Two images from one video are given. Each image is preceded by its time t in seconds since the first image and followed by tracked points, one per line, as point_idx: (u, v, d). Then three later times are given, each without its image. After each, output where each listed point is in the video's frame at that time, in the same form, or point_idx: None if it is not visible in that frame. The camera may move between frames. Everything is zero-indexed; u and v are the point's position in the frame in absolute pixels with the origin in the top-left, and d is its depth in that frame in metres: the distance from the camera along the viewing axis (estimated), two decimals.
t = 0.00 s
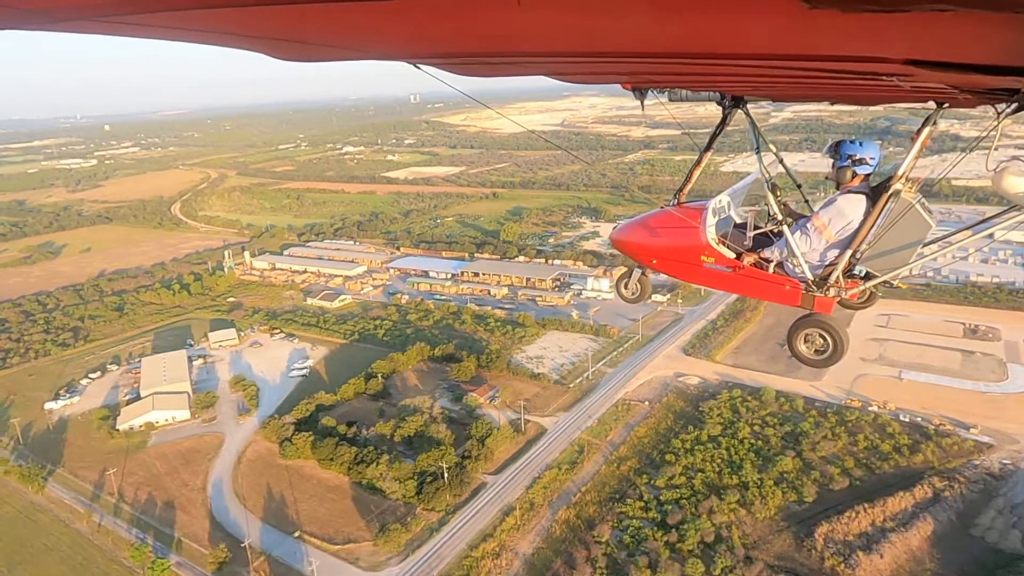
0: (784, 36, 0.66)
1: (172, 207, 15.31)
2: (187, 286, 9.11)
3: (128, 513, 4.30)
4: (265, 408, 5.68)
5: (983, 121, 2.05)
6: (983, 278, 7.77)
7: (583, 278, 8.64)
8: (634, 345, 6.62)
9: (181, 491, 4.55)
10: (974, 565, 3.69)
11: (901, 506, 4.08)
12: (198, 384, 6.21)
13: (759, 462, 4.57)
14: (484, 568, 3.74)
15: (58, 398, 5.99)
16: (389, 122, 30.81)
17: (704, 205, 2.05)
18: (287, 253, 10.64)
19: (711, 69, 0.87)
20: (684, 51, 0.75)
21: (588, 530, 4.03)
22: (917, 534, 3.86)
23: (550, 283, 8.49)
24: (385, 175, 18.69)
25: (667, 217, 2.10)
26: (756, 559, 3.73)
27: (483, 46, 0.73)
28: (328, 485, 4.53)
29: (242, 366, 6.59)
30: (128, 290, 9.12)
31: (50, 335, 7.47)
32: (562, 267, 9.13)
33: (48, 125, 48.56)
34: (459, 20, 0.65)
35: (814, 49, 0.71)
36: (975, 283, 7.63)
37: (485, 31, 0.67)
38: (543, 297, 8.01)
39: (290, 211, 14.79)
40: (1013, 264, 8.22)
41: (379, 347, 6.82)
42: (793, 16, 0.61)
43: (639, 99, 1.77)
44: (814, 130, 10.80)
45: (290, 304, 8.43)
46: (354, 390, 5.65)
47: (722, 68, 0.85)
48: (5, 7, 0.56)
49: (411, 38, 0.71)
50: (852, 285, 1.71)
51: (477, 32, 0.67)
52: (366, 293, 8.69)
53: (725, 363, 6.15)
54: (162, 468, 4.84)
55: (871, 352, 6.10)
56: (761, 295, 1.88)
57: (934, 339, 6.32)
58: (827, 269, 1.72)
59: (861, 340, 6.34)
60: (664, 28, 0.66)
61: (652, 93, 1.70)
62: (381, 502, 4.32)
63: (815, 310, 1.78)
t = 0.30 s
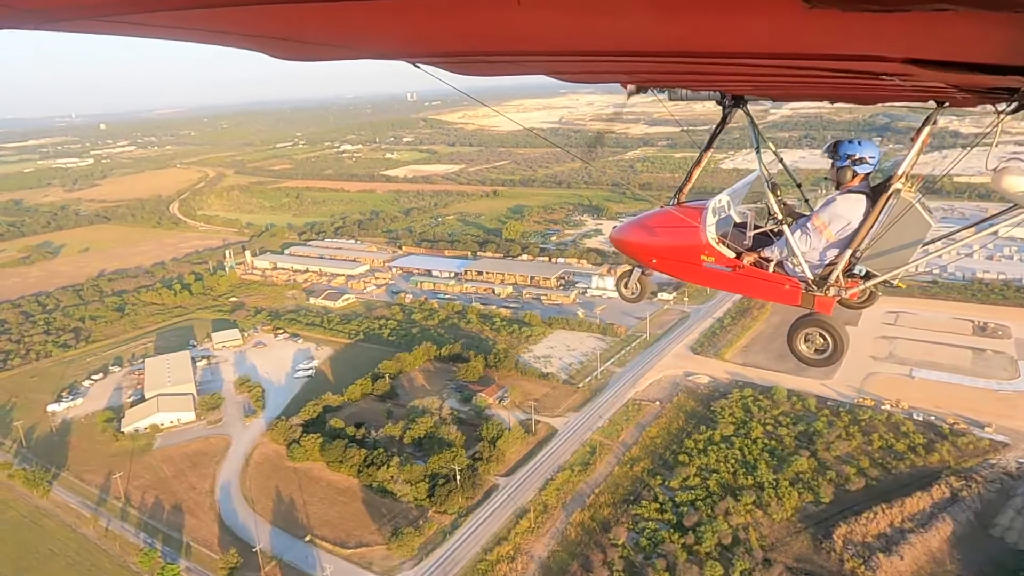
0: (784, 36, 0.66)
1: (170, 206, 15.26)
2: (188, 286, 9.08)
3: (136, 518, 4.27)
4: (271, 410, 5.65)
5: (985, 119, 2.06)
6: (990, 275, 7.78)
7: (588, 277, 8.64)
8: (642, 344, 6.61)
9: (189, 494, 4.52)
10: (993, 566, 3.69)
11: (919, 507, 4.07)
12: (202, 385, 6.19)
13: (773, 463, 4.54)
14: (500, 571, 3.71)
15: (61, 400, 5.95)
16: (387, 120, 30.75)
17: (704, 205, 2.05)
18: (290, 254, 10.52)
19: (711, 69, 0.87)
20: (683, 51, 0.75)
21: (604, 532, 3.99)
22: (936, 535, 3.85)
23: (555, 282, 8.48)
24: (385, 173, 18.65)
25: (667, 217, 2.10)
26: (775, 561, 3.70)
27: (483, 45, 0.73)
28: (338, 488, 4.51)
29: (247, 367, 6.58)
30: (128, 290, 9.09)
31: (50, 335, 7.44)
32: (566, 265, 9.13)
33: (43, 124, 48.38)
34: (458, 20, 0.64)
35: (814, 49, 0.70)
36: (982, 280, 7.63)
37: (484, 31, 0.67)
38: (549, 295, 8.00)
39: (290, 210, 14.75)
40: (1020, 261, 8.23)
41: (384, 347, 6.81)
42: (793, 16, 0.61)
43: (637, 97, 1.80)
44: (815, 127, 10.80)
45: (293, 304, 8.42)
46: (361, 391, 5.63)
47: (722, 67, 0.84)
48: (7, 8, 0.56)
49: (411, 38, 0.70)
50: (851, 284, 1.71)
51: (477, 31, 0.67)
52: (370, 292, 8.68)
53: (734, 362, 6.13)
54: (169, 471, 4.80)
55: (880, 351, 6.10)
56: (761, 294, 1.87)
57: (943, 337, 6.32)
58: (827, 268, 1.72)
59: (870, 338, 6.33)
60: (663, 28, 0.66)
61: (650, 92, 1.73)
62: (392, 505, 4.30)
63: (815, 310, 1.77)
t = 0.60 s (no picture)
0: (783, 36, 0.66)
1: (169, 206, 15.22)
2: (189, 286, 9.06)
3: (144, 522, 4.21)
4: (277, 412, 5.60)
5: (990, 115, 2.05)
6: (996, 273, 7.78)
7: (593, 276, 8.63)
8: (650, 343, 6.58)
9: (197, 499, 4.46)
10: (1014, 567, 3.63)
11: (938, 508, 4.00)
12: (206, 386, 6.16)
13: (788, 464, 4.49)
14: None
15: (64, 403, 5.92)
16: (385, 119, 30.69)
17: (704, 205, 2.04)
18: (290, 250, 10.66)
19: (711, 69, 0.86)
20: (682, 50, 0.74)
21: (620, 535, 3.94)
22: (957, 536, 3.78)
23: (560, 281, 8.46)
24: (384, 172, 18.61)
25: (667, 217, 2.09)
26: (794, 564, 3.64)
27: (481, 46, 0.72)
28: (348, 491, 4.44)
29: (251, 368, 6.55)
30: (129, 291, 9.06)
31: (51, 337, 7.41)
32: (570, 264, 9.11)
33: (39, 124, 48.25)
34: (457, 20, 0.64)
35: (814, 49, 0.70)
36: (988, 278, 7.62)
37: (483, 32, 0.67)
38: (554, 294, 7.99)
39: (290, 209, 14.72)
40: None
41: (390, 348, 6.78)
42: (792, 16, 0.60)
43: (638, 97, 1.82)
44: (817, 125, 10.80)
45: (296, 304, 8.40)
46: (369, 392, 5.59)
47: (722, 67, 0.84)
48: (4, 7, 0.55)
49: (409, 38, 0.70)
50: (851, 284, 1.70)
51: (475, 32, 0.67)
52: (373, 291, 8.68)
53: (744, 361, 6.10)
54: (176, 475, 4.74)
55: (891, 349, 6.06)
56: (761, 295, 1.86)
57: (953, 335, 6.30)
58: (827, 268, 1.71)
59: (880, 336, 6.31)
60: (662, 29, 0.65)
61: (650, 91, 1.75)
62: (404, 509, 4.24)
63: (814, 310, 1.75)
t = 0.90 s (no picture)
0: (782, 37, 0.65)
1: (168, 205, 15.17)
2: (190, 286, 9.03)
3: (151, 528, 4.16)
4: (283, 414, 5.58)
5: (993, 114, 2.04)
6: (1002, 270, 7.79)
7: (597, 275, 8.63)
8: (658, 343, 6.56)
9: (205, 502, 4.42)
10: None
11: (957, 509, 3.98)
12: (211, 388, 6.13)
13: (803, 465, 4.47)
14: None
15: (67, 406, 5.88)
16: (383, 118, 30.66)
17: (704, 205, 2.03)
18: (291, 250, 10.67)
19: (710, 69, 0.85)
20: (681, 51, 0.74)
21: (635, 538, 3.91)
22: (977, 537, 3.77)
23: (564, 280, 8.45)
24: (382, 170, 18.59)
25: (668, 216, 2.08)
26: (813, 567, 3.61)
27: (481, 46, 0.72)
28: (359, 494, 4.41)
29: (255, 369, 6.54)
30: (129, 291, 9.03)
31: (53, 338, 7.38)
32: (574, 263, 9.11)
33: (33, 123, 48.07)
34: (456, 20, 0.64)
35: (812, 49, 0.69)
36: (995, 276, 7.62)
37: (482, 32, 0.67)
38: (560, 293, 7.98)
39: (289, 208, 14.70)
40: None
41: (396, 348, 6.76)
42: (791, 16, 0.60)
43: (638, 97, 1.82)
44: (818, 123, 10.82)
45: (299, 304, 8.38)
46: (376, 393, 5.57)
47: (723, 68, 0.83)
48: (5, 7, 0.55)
49: (408, 37, 0.69)
50: (851, 284, 1.70)
51: (475, 31, 0.66)
52: (376, 291, 8.67)
53: (753, 361, 6.08)
54: (183, 479, 4.70)
55: (901, 348, 6.05)
56: (760, 295, 1.85)
57: (963, 333, 6.29)
58: (827, 268, 1.71)
59: (889, 335, 6.31)
60: (662, 28, 0.65)
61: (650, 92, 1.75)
62: (416, 512, 4.20)
63: (814, 310, 1.75)
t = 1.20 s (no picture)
0: (783, 36, 0.65)
1: (166, 205, 15.11)
2: (190, 286, 9.00)
3: (159, 533, 4.13)
4: (290, 416, 5.57)
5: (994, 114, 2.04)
6: (1008, 267, 7.81)
7: (602, 273, 8.62)
8: (666, 341, 6.55)
9: (213, 506, 4.40)
10: None
11: (976, 509, 3.98)
12: (215, 390, 6.11)
13: (818, 465, 4.46)
14: None
15: (69, 408, 5.85)
16: (381, 116, 30.62)
17: (703, 205, 2.02)
18: (291, 249, 10.64)
19: (710, 69, 0.85)
20: (681, 51, 0.73)
21: (652, 541, 3.89)
22: (997, 538, 3.76)
23: (569, 278, 8.45)
24: (381, 169, 18.55)
25: (667, 216, 2.07)
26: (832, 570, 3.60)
27: (480, 46, 0.71)
28: (369, 498, 4.39)
29: (260, 370, 6.52)
30: (129, 291, 9.00)
31: (53, 340, 7.35)
32: (577, 261, 9.11)
33: (26, 122, 47.83)
34: (455, 20, 0.63)
35: (813, 49, 0.69)
36: (1001, 274, 7.64)
37: (482, 32, 0.66)
38: (565, 292, 7.97)
39: (288, 207, 14.66)
40: None
41: (403, 349, 6.74)
42: (791, 16, 0.60)
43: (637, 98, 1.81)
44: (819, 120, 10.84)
45: (301, 304, 8.36)
46: (384, 394, 5.56)
47: (723, 68, 0.83)
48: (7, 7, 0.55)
49: (408, 37, 0.69)
50: (851, 284, 1.70)
51: (474, 31, 0.66)
52: (379, 291, 8.65)
53: (762, 359, 6.07)
54: (189, 483, 4.67)
55: (911, 346, 6.06)
56: (760, 295, 1.85)
57: (972, 331, 6.31)
58: (827, 268, 1.70)
59: (898, 333, 6.31)
60: (662, 28, 0.64)
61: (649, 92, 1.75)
62: (428, 515, 4.18)
63: (815, 310, 1.75)
